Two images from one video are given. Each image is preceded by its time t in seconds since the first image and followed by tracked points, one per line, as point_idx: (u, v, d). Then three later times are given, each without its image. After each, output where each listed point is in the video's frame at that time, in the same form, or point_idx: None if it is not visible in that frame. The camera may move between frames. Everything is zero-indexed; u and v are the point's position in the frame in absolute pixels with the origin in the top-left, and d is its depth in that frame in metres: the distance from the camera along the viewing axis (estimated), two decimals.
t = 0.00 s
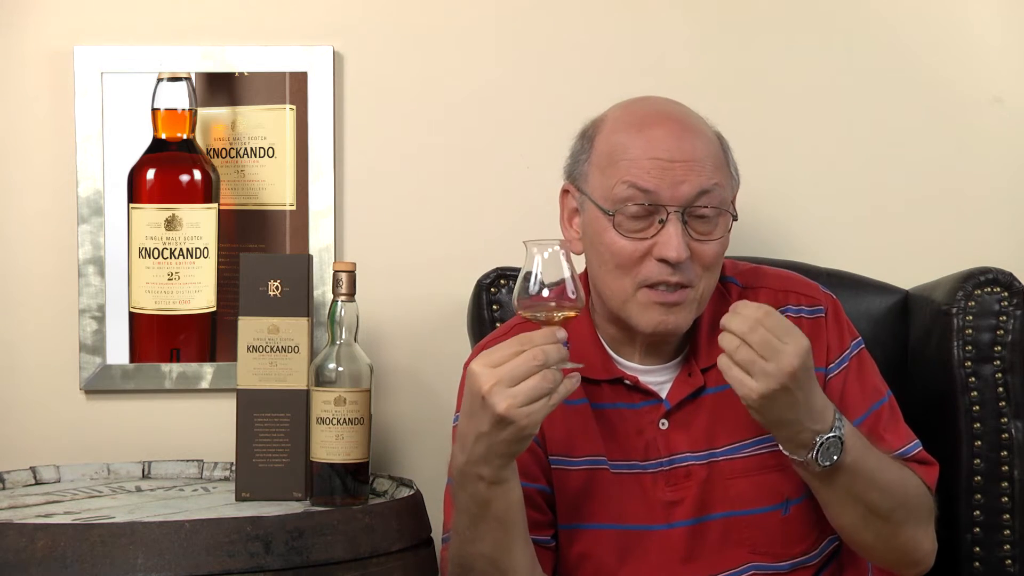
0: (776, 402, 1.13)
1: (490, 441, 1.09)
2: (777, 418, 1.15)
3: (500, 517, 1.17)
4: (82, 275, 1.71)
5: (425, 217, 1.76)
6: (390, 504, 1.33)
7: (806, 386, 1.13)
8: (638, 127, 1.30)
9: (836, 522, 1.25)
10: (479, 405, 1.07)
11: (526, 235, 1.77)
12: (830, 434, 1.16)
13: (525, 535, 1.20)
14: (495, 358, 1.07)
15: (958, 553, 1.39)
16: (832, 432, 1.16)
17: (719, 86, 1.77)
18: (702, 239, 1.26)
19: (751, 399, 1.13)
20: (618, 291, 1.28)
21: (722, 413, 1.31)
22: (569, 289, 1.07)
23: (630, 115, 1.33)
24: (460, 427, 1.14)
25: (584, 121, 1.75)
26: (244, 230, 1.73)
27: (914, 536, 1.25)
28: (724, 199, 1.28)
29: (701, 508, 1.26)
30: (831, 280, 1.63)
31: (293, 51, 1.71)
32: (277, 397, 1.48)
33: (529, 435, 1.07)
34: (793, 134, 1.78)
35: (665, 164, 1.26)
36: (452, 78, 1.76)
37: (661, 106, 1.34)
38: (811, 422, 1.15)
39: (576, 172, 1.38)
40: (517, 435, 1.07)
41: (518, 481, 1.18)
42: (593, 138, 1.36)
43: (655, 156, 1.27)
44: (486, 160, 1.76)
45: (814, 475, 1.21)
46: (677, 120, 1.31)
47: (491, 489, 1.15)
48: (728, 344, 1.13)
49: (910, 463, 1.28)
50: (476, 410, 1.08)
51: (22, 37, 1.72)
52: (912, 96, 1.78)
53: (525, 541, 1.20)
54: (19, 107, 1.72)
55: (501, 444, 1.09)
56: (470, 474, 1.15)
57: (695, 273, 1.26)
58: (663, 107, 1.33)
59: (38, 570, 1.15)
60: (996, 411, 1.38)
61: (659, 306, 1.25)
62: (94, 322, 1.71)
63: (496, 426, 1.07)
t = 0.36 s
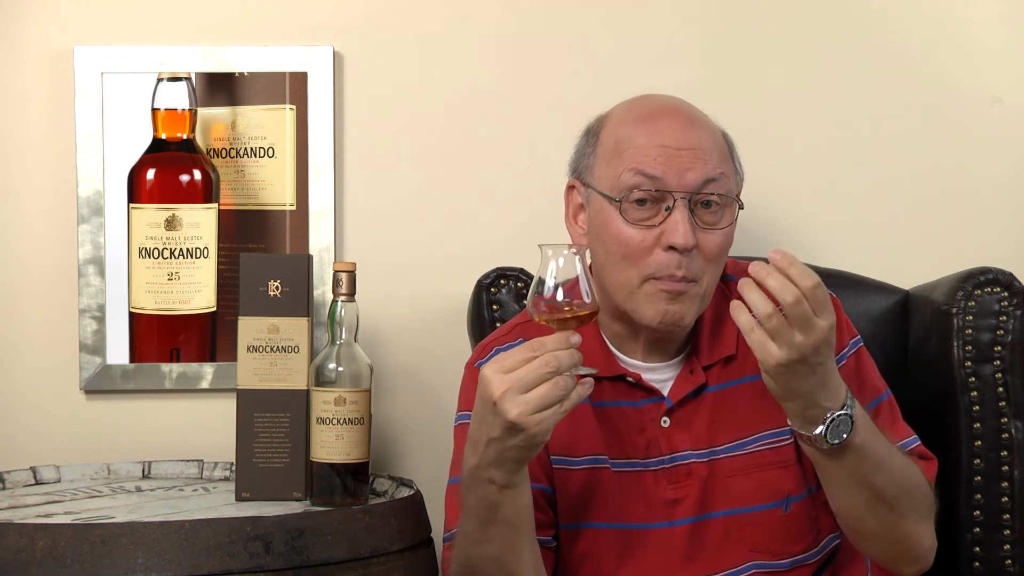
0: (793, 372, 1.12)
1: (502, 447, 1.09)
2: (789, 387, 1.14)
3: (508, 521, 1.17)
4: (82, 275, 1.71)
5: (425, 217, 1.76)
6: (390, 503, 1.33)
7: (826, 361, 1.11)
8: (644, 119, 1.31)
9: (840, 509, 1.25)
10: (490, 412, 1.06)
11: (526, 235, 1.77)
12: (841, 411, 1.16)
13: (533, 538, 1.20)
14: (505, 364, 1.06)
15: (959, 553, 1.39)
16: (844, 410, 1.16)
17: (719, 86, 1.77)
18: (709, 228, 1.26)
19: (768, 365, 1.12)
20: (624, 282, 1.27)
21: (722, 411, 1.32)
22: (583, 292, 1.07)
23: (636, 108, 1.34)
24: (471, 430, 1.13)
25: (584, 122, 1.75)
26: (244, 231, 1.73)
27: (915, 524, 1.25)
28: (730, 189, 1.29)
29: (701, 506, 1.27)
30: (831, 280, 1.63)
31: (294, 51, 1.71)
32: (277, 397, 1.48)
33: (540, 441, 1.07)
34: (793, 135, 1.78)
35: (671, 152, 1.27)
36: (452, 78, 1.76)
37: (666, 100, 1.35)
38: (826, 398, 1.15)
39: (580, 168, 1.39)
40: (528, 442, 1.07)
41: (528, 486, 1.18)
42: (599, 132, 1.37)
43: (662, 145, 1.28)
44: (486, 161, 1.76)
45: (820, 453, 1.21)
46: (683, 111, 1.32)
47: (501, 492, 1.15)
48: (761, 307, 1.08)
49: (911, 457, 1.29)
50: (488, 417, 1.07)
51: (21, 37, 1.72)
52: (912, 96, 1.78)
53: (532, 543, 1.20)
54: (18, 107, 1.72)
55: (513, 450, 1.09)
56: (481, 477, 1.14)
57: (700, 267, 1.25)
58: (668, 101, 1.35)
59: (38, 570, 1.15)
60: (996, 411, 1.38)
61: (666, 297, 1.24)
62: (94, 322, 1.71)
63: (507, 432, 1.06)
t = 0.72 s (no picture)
0: (798, 361, 1.12)
1: (509, 449, 1.08)
2: (797, 381, 1.14)
3: (513, 522, 1.17)
4: (82, 275, 1.71)
5: (425, 218, 1.76)
6: (390, 504, 1.33)
7: (832, 352, 1.12)
8: (645, 117, 1.31)
9: (846, 509, 1.24)
10: (498, 413, 1.06)
11: (526, 235, 1.77)
12: (851, 410, 1.16)
13: (537, 539, 1.20)
14: (515, 365, 1.06)
15: (958, 553, 1.39)
16: (854, 408, 1.16)
17: (719, 86, 1.77)
18: (710, 226, 1.26)
19: (773, 352, 1.12)
20: (626, 280, 1.28)
21: (725, 409, 1.32)
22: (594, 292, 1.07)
23: (636, 106, 1.34)
24: (478, 432, 1.13)
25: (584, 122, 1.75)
26: (244, 231, 1.73)
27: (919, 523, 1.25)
28: (730, 187, 1.29)
29: (704, 505, 1.27)
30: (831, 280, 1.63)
31: (294, 51, 1.71)
32: (277, 397, 1.48)
33: (547, 444, 1.07)
34: (793, 135, 1.78)
35: (673, 151, 1.27)
36: (452, 78, 1.76)
37: (666, 98, 1.35)
38: (834, 393, 1.14)
39: (581, 165, 1.39)
40: (535, 445, 1.07)
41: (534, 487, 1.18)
42: (599, 130, 1.37)
43: (664, 144, 1.28)
44: (486, 161, 1.76)
45: (830, 449, 1.21)
46: (683, 110, 1.32)
47: (507, 494, 1.15)
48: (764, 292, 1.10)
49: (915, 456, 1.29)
50: (495, 419, 1.07)
51: (21, 37, 1.72)
52: (912, 96, 1.78)
53: (536, 544, 1.20)
54: (18, 107, 1.72)
55: (520, 452, 1.08)
56: (488, 478, 1.14)
57: (703, 263, 1.26)
58: (669, 99, 1.34)
59: (38, 569, 1.15)
60: (996, 411, 1.38)
61: (668, 294, 1.25)
62: (94, 322, 1.71)
63: (514, 434, 1.06)
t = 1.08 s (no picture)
0: (787, 388, 1.12)
1: (514, 448, 1.08)
2: (787, 407, 1.14)
3: (517, 521, 1.17)
4: (82, 275, 1.71)
5: (425, 218, 1.76)
6: (390, 504, 1.33)
7: (821, 378, 1.12)
8: (629, 119, 1.31)
9: (839, 517, 1.24)
10: (504, 411, 1.06)
11: (526, 235, 1.77)
12: (839, 429, 1.16)
13: (539, 539, 1.20)
14: (522, 364, 1.06)
15: (958, 553, 1.39)
16: (843, 427, 1.16)
17: (719, 86, 1.77)
18: (698, 225, 1.26)
19: (762, 381, 1.12)
20: (619, 284, 1.28)
21: (725, 410, 1.32)
22: (599, 294, 1.07)
23: (621, 109, 1.33)
24: (484, 430, 1.13)
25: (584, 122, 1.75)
26: (244, 231, 1.73)
27: (912, 533, 1.25)
28: (718, 184, 1.28)
29: (704, 505, 1.27)
30: (831, 280, 1.63)
31: (294, 51, 1.71)
32: (277, 397, 1.48)
33: (552, 443, 1.06)
34: (793, 135, 1.78)
35: (658, 153, 1.27)
36: (452, 78, 1.76)
37: (650, 98, 1.34)
38: (822, 415, 1.15)
39: (569, 171, 1.39)
40: (541, 443, 1.06)
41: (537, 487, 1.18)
42: (585, 134, 1.37)
43: (648, 146, 1.28)
44: (486, 161, 1.76)
45: (820, 468, 1.21)
46: (667, 109, 1.31)
47: (511, 493, 1.15)
48: (752, 324, 1.10)
49: (911, 461, 1.29)
50: (500, 417, 1.07)
51: (21, 37, 1.72)
52: (912, 96, 1.78)
53: (537, 543, 1.20)
54: (18, 107, 1.72)
55: (524, 451, 1.08)
56: (492, 477, 1.14)
57: (694, 262, 1.26)
58: (652, 99, 1.34)
59: (38, 570, 1.15)
60: (996, 411, 1.38)
61: (660, 297, 1.25)
62: (94, 322, 1.71)
63: (520, 433, 1.06)
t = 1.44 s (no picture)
0: (780, 383, 1.12)
1: (509, 448, 1.08)
2: (780, 401, 1.14)
3: (514, 521, 1.17)
4: (82, 275, 1.71)
5: (425, 217, 1.76)
6: (390, 504, 1.33)
7: (814, 373, 1.12)
8: (614, 122, 1.31)
9: (836, 516, 1.25)
10: (499, 412, 1.06)
11: (526, 235, 1.77)
12: (831, 425, 1.16)
13: (537, 539, 1.20)
14: (518, 366, 1.05)
15: (958, 553, 1.39)
16: (835, 422, 1.16)
17: (719, 87, 1.77)
18: (688, 225, 1.26)
19: (756, 376, 1.12)
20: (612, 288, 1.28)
21: (723, 411, 1.31)
22: (598, 297, 1.06)
23: (606, 112, 1.34)
24: (479, 431, 1.13)
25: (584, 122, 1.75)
26: (244, 230, 1.73)
27: (906, 532, 1.24)
28: (706, 182, 1.28)
29: (702, 506, 1.27)
30: (831, 280, 1.63)
31: (294, 51, 1.71)
32: (277, 397, 1.48)
33: (547, 444, 1.06)
34: (793, 135, 1.78)
35: (643, 155, 1.27)
36: (452, 78, 1.76)
37: (635, 100, 1.35)
38: (814, 410, 1.15)
39: (559, 177, 1.40)
40: (536, 444, 1.06)
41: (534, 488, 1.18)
42: (572, 139, 1.37)
43: (634, 149, 1.28)
44: (486, 161, 1.76)
45: (812, 463, 1.21)
46: (651, 111, 1.32)
47: (507, 494, 1.14)
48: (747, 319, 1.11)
49: (908, 460, 1.29)
50: (496, 418, 1.07)
51: (21, 37, 1.72)
52: (912, 96, 1.78)
53: (536, 543, 1.20)
54: (18, 107, 1.72)
55: (520, 452, 1.08)
56: (488, 477, 1.14)
57: (685, 261, 1.26)
58: (637, 101, 1.34)
59: (38, 569, 1.15)
60: (996, 411, 1.38)
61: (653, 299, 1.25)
62: (94, 322, 1.71)
63: (515, 434, 1.06)
